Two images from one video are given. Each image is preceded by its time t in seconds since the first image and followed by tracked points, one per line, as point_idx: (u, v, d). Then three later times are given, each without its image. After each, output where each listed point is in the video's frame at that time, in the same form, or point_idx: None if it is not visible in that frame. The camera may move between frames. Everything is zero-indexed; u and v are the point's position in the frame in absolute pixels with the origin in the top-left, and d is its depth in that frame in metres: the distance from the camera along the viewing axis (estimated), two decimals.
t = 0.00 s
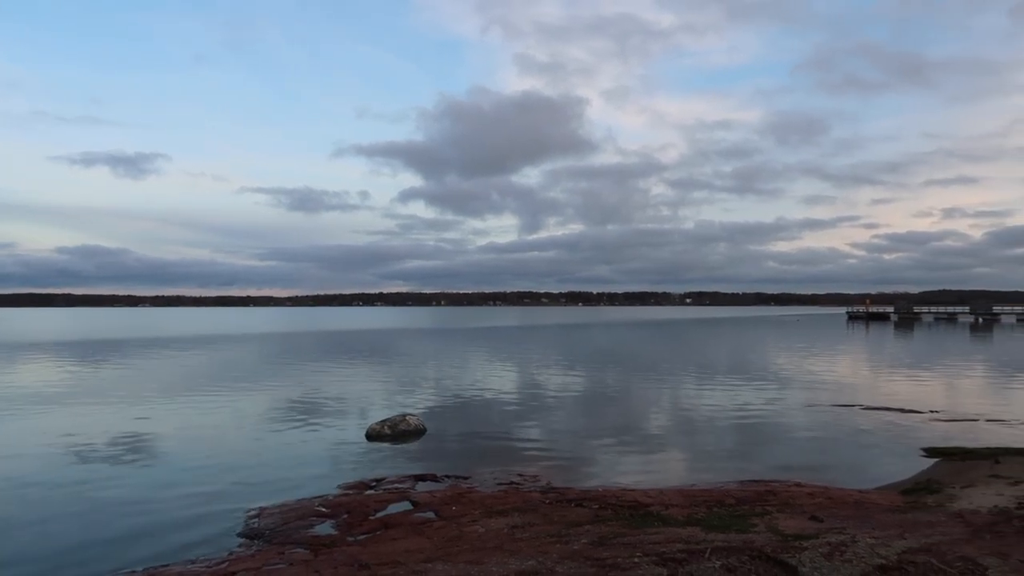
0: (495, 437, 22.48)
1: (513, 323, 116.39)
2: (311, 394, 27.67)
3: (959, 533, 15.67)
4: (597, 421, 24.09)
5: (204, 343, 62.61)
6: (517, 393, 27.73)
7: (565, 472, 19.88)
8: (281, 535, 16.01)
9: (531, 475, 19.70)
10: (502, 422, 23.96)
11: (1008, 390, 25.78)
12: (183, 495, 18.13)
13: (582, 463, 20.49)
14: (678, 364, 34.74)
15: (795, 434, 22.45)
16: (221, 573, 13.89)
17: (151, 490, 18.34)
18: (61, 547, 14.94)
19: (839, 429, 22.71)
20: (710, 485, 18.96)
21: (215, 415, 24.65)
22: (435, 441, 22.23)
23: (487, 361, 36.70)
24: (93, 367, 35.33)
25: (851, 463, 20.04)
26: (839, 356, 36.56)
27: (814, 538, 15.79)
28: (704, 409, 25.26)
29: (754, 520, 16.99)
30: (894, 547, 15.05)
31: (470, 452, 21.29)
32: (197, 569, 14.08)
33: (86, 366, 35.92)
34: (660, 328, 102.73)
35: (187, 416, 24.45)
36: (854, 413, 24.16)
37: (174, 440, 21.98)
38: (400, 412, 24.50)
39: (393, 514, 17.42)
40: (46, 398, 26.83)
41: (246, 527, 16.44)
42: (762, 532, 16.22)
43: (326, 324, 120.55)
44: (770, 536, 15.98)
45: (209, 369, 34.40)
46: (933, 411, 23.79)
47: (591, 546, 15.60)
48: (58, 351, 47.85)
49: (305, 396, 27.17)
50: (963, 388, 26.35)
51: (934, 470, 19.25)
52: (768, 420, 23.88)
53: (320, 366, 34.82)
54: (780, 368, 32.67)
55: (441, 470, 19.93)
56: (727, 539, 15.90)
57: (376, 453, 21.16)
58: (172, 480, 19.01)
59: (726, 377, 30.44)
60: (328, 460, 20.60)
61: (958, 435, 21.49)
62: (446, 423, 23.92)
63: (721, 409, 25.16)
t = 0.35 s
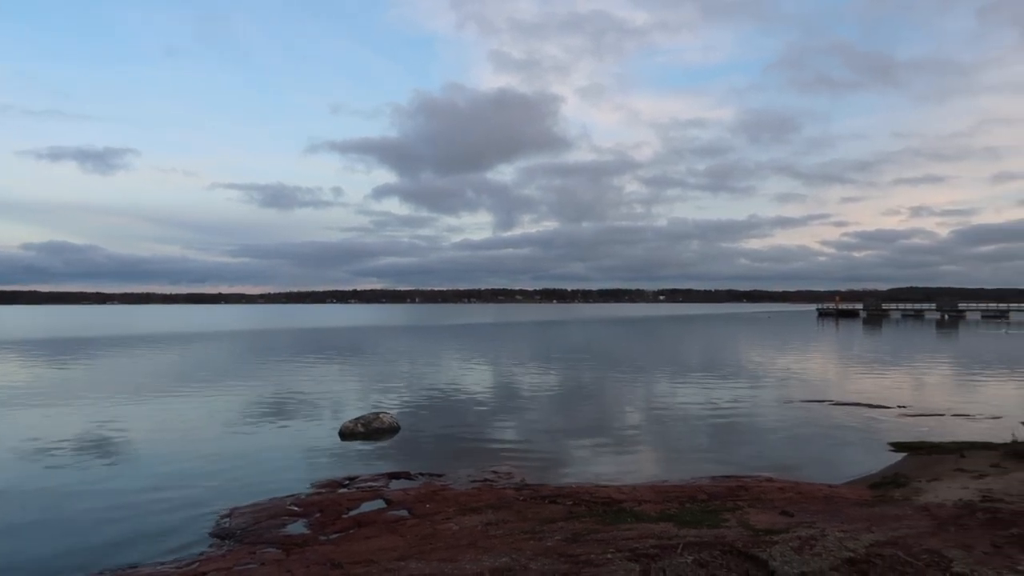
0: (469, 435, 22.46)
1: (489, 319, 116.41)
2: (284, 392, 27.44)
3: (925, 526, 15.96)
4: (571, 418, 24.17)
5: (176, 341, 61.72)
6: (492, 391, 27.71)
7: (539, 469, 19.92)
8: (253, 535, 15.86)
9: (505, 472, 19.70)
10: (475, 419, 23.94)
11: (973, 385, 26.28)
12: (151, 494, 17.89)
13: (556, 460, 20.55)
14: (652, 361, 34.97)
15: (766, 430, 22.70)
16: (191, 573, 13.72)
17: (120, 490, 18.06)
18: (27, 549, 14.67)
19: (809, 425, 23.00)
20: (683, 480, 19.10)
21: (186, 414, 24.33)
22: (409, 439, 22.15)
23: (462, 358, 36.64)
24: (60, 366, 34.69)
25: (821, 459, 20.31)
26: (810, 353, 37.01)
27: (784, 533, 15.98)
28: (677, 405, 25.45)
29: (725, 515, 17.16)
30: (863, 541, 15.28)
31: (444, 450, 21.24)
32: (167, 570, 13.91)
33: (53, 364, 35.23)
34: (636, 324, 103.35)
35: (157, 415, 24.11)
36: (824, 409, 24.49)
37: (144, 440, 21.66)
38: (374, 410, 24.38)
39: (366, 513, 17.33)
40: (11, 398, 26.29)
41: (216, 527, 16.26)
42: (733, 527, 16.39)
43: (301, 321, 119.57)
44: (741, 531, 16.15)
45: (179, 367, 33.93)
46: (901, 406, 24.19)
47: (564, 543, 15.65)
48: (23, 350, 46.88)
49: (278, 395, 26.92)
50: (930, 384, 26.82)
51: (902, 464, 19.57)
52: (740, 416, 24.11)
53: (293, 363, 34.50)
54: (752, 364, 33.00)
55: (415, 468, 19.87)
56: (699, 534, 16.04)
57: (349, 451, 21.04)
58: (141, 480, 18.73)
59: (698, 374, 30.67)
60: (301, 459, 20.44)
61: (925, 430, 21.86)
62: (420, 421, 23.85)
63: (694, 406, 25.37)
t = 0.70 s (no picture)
0: (439, 431, 22.44)
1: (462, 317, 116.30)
2: (253, 389, 27.17)
3: (887, 519, 16.28)
4: (542, 414, 24.26)
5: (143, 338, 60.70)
6: (462, 387, 27.70)
7: (509, 465, 19.95)
8: (219, 533, 15.67)
9: (475, 468, 19.71)
10: (446, 416, 23.92)
11: (935, 380, 26.84)
12: (114, 493, 17.60)
13: (526, 456, 20.61)
14: (623, 357, 35.22)
15: (734, 425, 23.00)
16: (155, 573, 13.52)
17: (82, 489, 17.73)
18: None
19: (776, 420, 23.34)
20: (652, 475, 19.27)
21: (151, 411, 23.97)
22: (378, 436, 22.07)
23: (433, 355, 36.55)
24: (23, 363, 33.97)
25: (787, 453, 20.63)
26: (777, 350, 37.55)
27: (750, 526, 16.19)
28: (647, 401, 25.67)
29: (693, 510, 17.34)
30: (827, 534, 15.54)
31: (414, 447, 21.21)
32: (130, 570, 13.68)
33: (13, 361, 34.46)
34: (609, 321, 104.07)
35: (122, 412, 23.74)
36: (790, 404, 24.88)
37: (108, 438, 21.31)
38: (343, 407, 24.25)
39: (335, 510, 17.21)
40: None
41: (182, 525, 16.04)
42: (701, 521, 16.57)
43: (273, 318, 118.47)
44: (708, 525, 16.33)
45: (145, 364, 33.45)
46: (865, 401, 24.65)
47: (534, 538, 15.70)
48: None
49: (246, 392, 26.64)
50: (893, 379, 27.38)
51: (866, 458, 19.95)
52: (708, 412, 24.39)
53: (261, 360, 34.15)
54: (721, 361, 33.39)
55: (384, 465, 19.79)
56: (667, 528, 16.20)
57: (318, 448, 20.92)
58: (105, 478, 18.42)
59: (668, 370, 30.96)
60: (269, 456, 20.27)
61: (888, 425, 22.29)
62: (390, 418, 23.77)
63: (663, 402, 25.61)
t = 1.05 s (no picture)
0: (419, 431, 22.39)
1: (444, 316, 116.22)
2: (231, 388, 26.93)
3: (864, 516, 16.49)
4: (522, 413, 24.30)
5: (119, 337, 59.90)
6: (443, 386, 27.64)
7: (490, 464, 19.95)
8: (197, 534, 15.52)
9: (456, 467, 19.69)
10: (426, 415, 23.86)
11: (910, 379, 27.20)
12: (88, 495, 17.33)
13: (507, 455, 20.63)
14: (602, 356, 35.35)
15: (713, 424, 23.17)
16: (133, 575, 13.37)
17: (58, 490, 17.48)
18: None
19: (754, 419, 23.54)
20: (632, 474, 19.36)
21: (126, 412, 23.65)
22: (358, 435, 21.98)
23: (414, 353, 36.45)
24: None
25: (765, 452, 20.82)
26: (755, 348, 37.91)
27: (730, 524, 16.32)
28: (627, 400, 25.78)
29: (673, 509, 17.44)
30: (805, 531, 15.70)
31: (394, 446, 21.14)
32: (107, 572, 13.52)
33: None
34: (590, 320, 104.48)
35: (97, 413, 23.42)
36: (768, 402, 25.10)
37: (83, 438, 21.02)
38: (323, 406, 24.10)
39: (315, 510, 17.11)
40: None
41: (159, 527, 15.87)
42: (681, 519, 16.68)
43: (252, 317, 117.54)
44: (688, 524, 16.45)
45: (121, 363, 33.00)
46: (842, 400, 24.95)
47: (515, 537, 15.72)
48: None
49: (224, 391, 26.39)
50: (868, 378, 27.74)
51: (843, 456, 20.18)
52: (688, 410, 24.55)
53: (240, 359, 33.83)
54: (700, 359, 33.61)
55: (365, 464, 19.71)
56: (647, 527, 16.29)
57: (298, 447, 20.79)
58: (81, 479, 18.17)
59: (648, 369, 31.11)
60: (248, 456, 20.11)
61: (865, 423, 22.56)
62: (370, 417, 23.67)
63: (643, 401, 25.73)
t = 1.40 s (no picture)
0: (398, 430, 22.34)
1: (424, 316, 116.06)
2: (208, 389, 26.68)
3: (838, 513, 16.71)
4: (501, 413, 24.32)
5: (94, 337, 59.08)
6: (421, 386, 27.57)
7: (468, 464, 19.93)
8: (173, 536, 15.36)
9: (434, 467, 19.65)
10: (405, 415, 23.81)
11: (884, 378, 27.56)
12: (61, 496, 17.11)
13: (485, 455, 20.65)
14: (581, 356, 35.48)
15: (690, 423, 23.35)
16: None
17: (30, 493, 17.22)
18: None
19: (731, 417, 23.75)
20: (611, 473, 19.45)
21: (99, 413, 23.36)
22: (336, 435, 21.86)
23: (393, 353, 36.33)
24: None
25: (741, 450, 21.02)
26: (732, 348, 38.23)
27: (707, 523, 16.46)
28: (605, 400, 25.90)
29: (651, 507, 17.55)
30: (781, 529, 15.88)
31: (372, 446, 21.07)
32: None
33: None
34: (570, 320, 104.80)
35: (71, 414, 23.11)
36: (745, 402, 25.33)
37: (56, 440, 20.74)
38: (301, 406, 23.96)
39: (292, 511, 17.00)
40: None
41: (134, 529, 15.69)
42: (659, 518, 16.80)
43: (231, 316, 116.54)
44: (666, 522, 16.57)
45: (96, 363, 32.55)
46: (817, 399, 25.26)
47: (493, 537, 15.74)
48: None
49: (201, 392, 26.14)
50: (843, 377, 28.08)
51: (818, 455, 20.42)
52: (666, 410, 24.72)
53: (217, 359, 33.52)
54: (678, 359, 33.85)
55: (343, 465, 19.61)
56: (626, 526, 16.38)
57: (275, 448, 20.66)
58: (53, 481, 17.92)
59: (627, 369, 31.26)
60: (224, 457, 19.95)
61: (839, 422, 22.84)
62: (349, 417, 23.56)
63: (621, 400, 25.86)
